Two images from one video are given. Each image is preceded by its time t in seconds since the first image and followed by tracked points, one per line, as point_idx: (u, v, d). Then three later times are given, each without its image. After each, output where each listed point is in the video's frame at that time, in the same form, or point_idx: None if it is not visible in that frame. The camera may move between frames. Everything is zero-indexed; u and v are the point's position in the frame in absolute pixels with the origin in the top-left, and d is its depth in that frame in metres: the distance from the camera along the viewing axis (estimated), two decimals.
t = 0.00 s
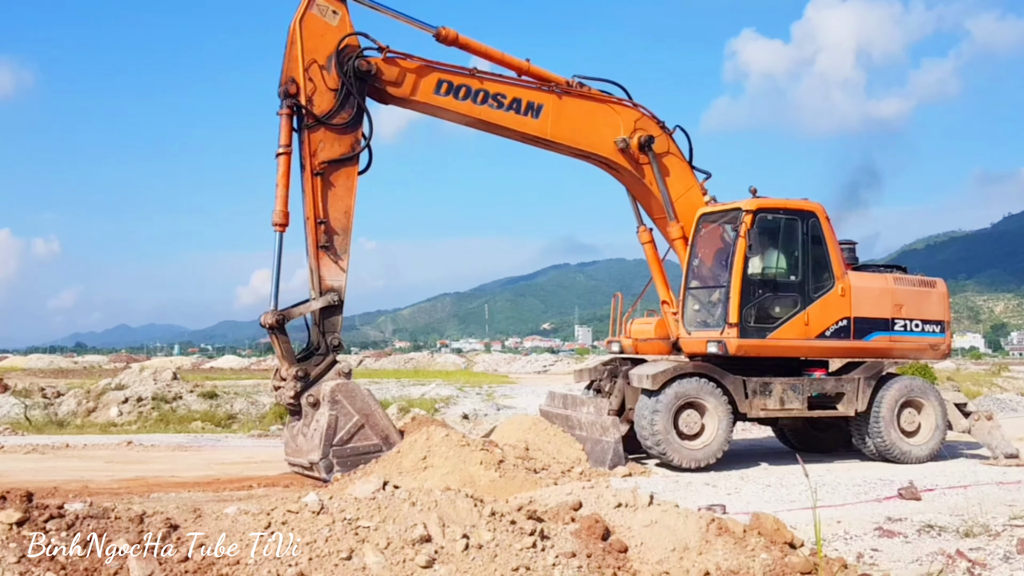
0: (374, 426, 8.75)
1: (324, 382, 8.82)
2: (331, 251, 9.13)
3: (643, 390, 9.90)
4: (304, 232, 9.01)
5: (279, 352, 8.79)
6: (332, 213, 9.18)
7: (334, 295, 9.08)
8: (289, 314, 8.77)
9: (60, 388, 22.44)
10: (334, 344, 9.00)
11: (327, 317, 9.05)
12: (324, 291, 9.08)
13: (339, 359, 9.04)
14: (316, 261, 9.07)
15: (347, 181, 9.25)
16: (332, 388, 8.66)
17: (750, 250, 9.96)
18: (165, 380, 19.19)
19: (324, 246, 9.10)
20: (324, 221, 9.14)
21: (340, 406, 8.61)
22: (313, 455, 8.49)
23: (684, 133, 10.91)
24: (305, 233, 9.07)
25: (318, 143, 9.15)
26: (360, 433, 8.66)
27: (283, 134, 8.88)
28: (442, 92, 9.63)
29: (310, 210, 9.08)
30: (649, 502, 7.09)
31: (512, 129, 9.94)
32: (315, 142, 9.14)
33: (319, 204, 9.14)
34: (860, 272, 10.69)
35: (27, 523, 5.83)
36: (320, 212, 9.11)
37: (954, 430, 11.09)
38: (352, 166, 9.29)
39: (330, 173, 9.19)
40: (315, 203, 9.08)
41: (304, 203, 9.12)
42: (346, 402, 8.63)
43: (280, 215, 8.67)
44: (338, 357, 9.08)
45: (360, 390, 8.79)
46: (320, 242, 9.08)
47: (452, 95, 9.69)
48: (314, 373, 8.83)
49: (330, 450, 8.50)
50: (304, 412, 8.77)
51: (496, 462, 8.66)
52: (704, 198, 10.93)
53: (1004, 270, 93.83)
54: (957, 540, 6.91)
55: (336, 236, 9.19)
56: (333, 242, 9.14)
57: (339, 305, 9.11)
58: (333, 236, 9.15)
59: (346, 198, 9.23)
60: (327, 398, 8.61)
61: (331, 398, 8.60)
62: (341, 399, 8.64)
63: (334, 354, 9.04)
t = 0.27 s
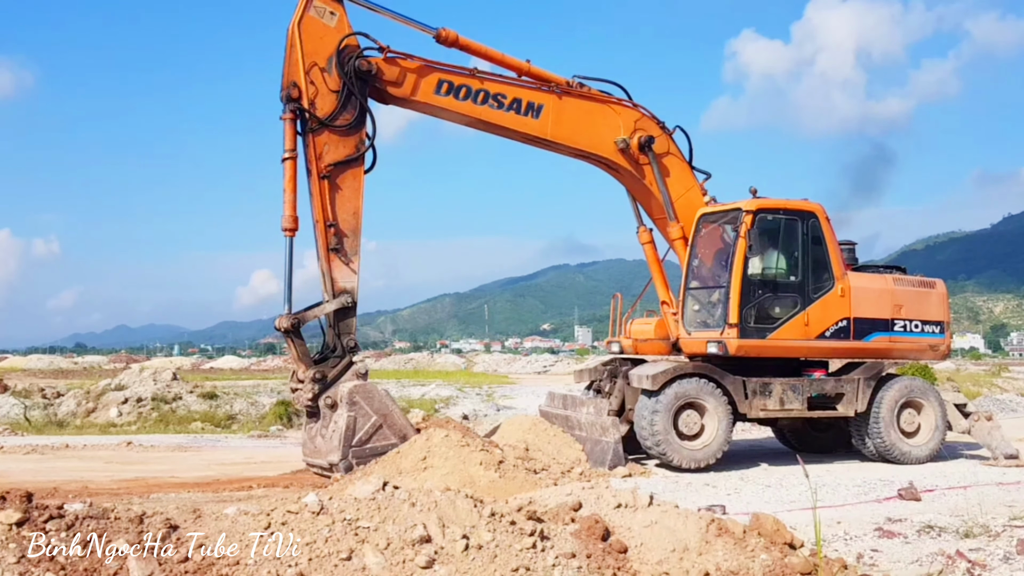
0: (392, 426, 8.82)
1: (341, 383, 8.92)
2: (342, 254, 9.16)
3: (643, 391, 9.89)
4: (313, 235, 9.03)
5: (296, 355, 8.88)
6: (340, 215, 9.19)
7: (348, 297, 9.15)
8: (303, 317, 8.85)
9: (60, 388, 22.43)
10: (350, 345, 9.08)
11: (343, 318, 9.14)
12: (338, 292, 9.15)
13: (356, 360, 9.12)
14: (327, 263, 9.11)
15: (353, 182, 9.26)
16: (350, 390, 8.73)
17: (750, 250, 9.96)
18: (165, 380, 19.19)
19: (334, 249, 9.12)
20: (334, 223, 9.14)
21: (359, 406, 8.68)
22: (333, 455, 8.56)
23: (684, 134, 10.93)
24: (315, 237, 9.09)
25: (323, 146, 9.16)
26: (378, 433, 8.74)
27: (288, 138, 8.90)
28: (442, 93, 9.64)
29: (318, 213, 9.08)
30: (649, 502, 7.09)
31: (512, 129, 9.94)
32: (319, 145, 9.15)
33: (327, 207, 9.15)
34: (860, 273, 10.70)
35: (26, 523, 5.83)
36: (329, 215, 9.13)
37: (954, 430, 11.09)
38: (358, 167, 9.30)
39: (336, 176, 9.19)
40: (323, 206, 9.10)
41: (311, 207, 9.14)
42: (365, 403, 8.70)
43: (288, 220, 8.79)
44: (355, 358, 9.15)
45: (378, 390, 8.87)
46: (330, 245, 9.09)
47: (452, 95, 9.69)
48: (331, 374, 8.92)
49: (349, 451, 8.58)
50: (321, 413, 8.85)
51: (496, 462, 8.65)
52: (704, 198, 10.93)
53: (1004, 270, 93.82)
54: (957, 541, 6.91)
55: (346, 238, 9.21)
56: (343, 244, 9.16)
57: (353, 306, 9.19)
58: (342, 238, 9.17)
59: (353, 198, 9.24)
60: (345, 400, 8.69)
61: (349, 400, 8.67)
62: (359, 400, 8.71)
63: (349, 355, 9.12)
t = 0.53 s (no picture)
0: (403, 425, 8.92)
1: (352, 383, 9.01)
2: (349, 254, 9.25)
3: (643, 391, 9.89)
4: (321, 237, 9.10)
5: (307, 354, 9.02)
6: (347, 216, 9.26)
7: (358, 297, 9.26)
8: (314, 317, 8.98)
9: (58, 389, 22.32)
10: (361, 345, 9.18)
11: (354, 318, 9.24)
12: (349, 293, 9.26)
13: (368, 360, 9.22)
14: (336, 264, 9.19)
15: (358, 181, 9.33)
16: (361, 388, 8.83)
17: (750, 251, 9.96)
18: (164, 381, 19.18)
19: (342, 249, 9.21)
20: (340, 224, 9.22)
21: (370, 406, 8.78)
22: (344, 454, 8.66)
23: (684, 136, 10.96)
24: (323, 238, 9.16)
25: (327, 148, 9.19)
26: (389, 432, 8.84)
27: (292, 141, 8.93)
28: (442, 93, 9.64)
29: (325, 215, 9.14)
30: (649, 503, 7.10)
31: (512, 129, 9.94)
32: (323, 146, 9.18)
33: (334, 208, 9.21)
34: (860, 273, 10.70)
35: (26, 524, 5.82)
36: (336, 216, 9.19)
37: (953, 430, 11.09)
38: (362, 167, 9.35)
39: (341, 177, 9.24)
40: (330, 207, 9.16)
41: (318, 209, 9.18)
42: (375, 402, 8.80)
43: (296, 223, 8.85)
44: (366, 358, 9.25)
45: (388, 389, 8.97)
46: (338, 246, 9.19)
47: (452, 95, 9.69)
48: (343, 373, 9.02)
49: (360, 449, 8.68)
50: (332, 412, 8.95)
51: (496, 463, 8.64)
52: (704, 199, 10.93)
53: (1004, 271, 93.80)
54: (957, 541, 6.91)
55: (353, 238, 9.30)
56: (350, 244, 9.25)
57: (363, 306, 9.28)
58: (350, 238, 9.25)
59: (359, 198, 9.32)
60: (357, 398, 8.79)
61: (360, 399, 8.77)
62: (370, 399, 8.80)
63: (361, 355, 9.21)
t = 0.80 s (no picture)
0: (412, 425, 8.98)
1: (363, 380, 9.11)
2: (357, 255, 9.31)
3: (643, 391, 9.89)
4: (328, 239, 9.17)
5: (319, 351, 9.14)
6: (353, 217, 9.31)
7: (369, 297, 9.32)
8: (325, 314, 9.12)
9: (57, 389, 22.32)
10: (373, 343, 9.30)
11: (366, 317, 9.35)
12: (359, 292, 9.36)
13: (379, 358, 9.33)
14: (344, 265, 9.27)
15: (364, 182, 9.35)
16: (371, 387, 8.92)
17: (750, 251, 9.96)
18: (164, 381, 19.18)
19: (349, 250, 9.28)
20: (347, 225, 9.27)
21: (378, 405, 8.87)
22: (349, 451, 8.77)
23: (684, 134, 10.88)
24: (331, 240, 9.23)
25: (331, 149, 9.23)
26: (397, 432, 8.91)
27: (295, 145, 9.02)
28: (442, 93, 9.64)
29: (331, 216, 9.21)
30: (649, 503, 7.10)
31: (512, 129, 9.94)
32: (327, 148, 9.22)
33: (340, 210, 9.27)
34: (860, 273, 10.70)
35: (25, 524, 5.82)
36: (342, 218, 9.25)
37: (953, 431, 11.09)
38: (367, 166, 9.38)
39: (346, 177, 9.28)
40: (337, 210, 9.22)
41: (324, 211, 9.26)
42: (385, 401, 8.88)
43: (301, 227, 8.95)
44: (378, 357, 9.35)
45: (399, 389, 9.05)
46: (345, 247, 9.26)
47: (452, 95, 9.69)
48: (354, 371, 9.14)
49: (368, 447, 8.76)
50: (343, 409, 9.08)
51: (496, 463, 8.64)
52: (704, 199, 10.93)
53: (1004, 271, 93.79)
54: (957, 542, 6.91)
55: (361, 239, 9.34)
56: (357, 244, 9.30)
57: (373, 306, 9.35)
58: (357, 239, 9.30)
59: (365, 198, 9.35)
60: (366, 396, 8.89)
61: (370, 396, 8.87)
62: (380, 397, 8.90)
63: (373, 353, 9.32)
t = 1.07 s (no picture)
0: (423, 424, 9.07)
1: (376, 378, 9.23)
2: (367, 254, 9.40)
3: (643, 392, 9.89)
4: (337, 239, 9.23)
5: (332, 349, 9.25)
6: (361, 216, 9.40)
7: (381, 296, 9.41)
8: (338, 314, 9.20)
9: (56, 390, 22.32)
10: (385, 342, 9.39)
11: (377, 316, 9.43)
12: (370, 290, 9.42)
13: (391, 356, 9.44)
14: (355, 265, 9.35)
15: (370, 180, 9.44)
16: (384, 385, 9.03)
17: (750, 251, 9.96)
18: (163, 382, 19.18)
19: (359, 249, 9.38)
20: (355, 225, 9.36)
21: (390, 403, 8.98)
22: (359, 448, 8.91)
23: (684, 136, 10.97)
24: (339, 240, 9.30)
25: (335, 150, 9.29)
26: (408, 430, 9.01)
27: (300, 147, 9.08)
28: (443, 92, 9.64)
29: (339, 216, 9.28)
30: (648, 503, 7.10)
31: (512, 128, 9.94)
32: (332, 148, 9.28)
33: (347, 209, 9.34)
34: (860, 274, 10.70)
35: (25, 524, 5.82)
36: (350, 217, 9.33)
37: (953, 431, 11.09)
38: (372, 164, 9.45)
39: (352, 177, 9.35)
40: (344, 209, 9.29)
41: (331, 212, 9.32)
42: (398, 399, 8.99)
43: (309, 229, 9.07)
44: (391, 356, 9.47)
45: (412, 388, 9.15)
46: (354, 246, 9.34)
47: (453, 95, 9.69)
48: (367, 369, 9.26)
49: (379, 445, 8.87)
50: (354, 406, 9.21)
51: (495, 463, 8.64)
52: (704, 200, 10.93)
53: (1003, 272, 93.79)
54: (957, 542, 6.91)
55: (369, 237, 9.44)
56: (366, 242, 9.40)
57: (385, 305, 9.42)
58: (365, 237, 9.39)
59: (372, 197, 9.44)
60: (379, 394, 9.00)
61: (383, 395, 8.98)
62: (392, 396, 9.00)
63: (385, 352, 9.44)
